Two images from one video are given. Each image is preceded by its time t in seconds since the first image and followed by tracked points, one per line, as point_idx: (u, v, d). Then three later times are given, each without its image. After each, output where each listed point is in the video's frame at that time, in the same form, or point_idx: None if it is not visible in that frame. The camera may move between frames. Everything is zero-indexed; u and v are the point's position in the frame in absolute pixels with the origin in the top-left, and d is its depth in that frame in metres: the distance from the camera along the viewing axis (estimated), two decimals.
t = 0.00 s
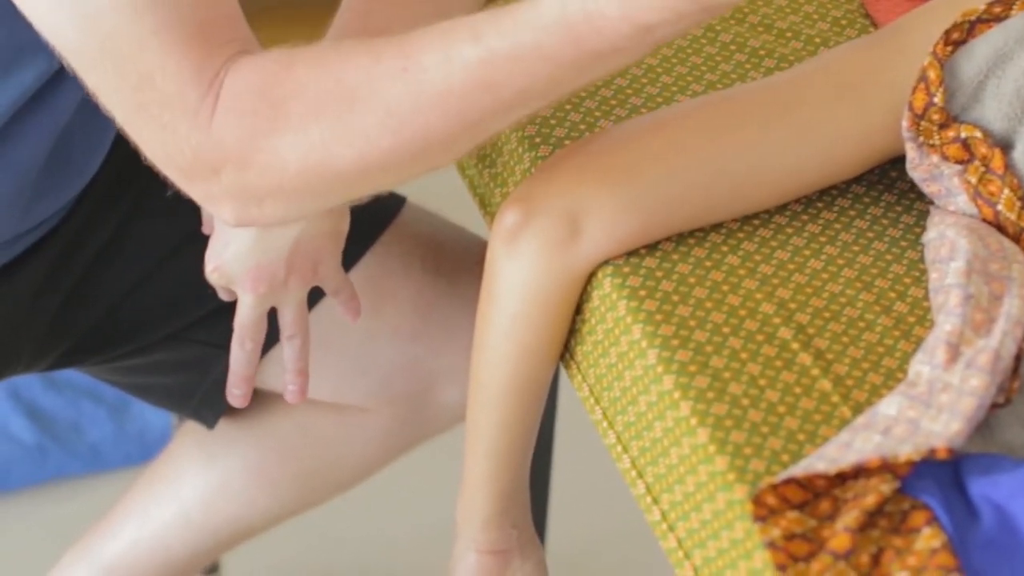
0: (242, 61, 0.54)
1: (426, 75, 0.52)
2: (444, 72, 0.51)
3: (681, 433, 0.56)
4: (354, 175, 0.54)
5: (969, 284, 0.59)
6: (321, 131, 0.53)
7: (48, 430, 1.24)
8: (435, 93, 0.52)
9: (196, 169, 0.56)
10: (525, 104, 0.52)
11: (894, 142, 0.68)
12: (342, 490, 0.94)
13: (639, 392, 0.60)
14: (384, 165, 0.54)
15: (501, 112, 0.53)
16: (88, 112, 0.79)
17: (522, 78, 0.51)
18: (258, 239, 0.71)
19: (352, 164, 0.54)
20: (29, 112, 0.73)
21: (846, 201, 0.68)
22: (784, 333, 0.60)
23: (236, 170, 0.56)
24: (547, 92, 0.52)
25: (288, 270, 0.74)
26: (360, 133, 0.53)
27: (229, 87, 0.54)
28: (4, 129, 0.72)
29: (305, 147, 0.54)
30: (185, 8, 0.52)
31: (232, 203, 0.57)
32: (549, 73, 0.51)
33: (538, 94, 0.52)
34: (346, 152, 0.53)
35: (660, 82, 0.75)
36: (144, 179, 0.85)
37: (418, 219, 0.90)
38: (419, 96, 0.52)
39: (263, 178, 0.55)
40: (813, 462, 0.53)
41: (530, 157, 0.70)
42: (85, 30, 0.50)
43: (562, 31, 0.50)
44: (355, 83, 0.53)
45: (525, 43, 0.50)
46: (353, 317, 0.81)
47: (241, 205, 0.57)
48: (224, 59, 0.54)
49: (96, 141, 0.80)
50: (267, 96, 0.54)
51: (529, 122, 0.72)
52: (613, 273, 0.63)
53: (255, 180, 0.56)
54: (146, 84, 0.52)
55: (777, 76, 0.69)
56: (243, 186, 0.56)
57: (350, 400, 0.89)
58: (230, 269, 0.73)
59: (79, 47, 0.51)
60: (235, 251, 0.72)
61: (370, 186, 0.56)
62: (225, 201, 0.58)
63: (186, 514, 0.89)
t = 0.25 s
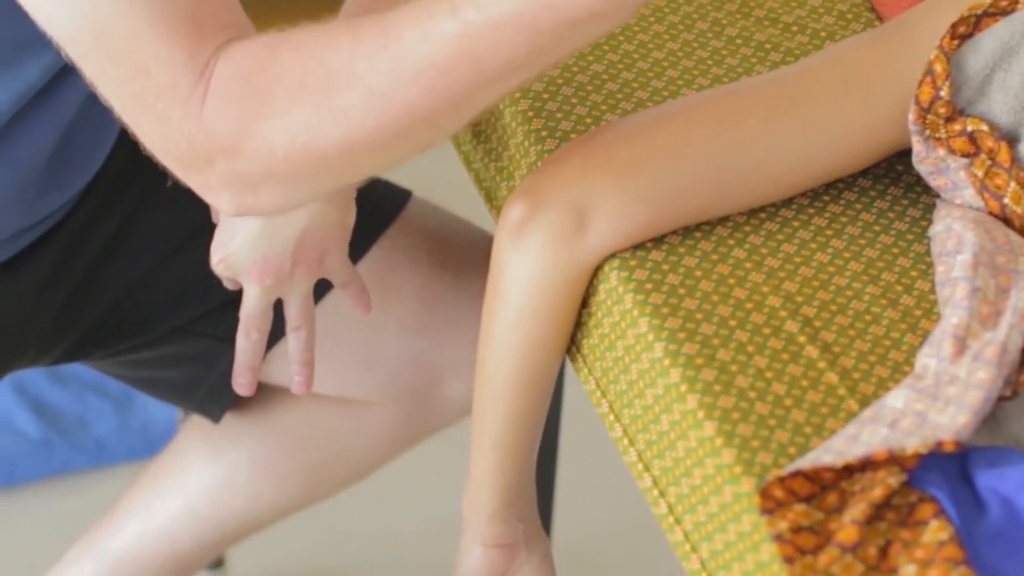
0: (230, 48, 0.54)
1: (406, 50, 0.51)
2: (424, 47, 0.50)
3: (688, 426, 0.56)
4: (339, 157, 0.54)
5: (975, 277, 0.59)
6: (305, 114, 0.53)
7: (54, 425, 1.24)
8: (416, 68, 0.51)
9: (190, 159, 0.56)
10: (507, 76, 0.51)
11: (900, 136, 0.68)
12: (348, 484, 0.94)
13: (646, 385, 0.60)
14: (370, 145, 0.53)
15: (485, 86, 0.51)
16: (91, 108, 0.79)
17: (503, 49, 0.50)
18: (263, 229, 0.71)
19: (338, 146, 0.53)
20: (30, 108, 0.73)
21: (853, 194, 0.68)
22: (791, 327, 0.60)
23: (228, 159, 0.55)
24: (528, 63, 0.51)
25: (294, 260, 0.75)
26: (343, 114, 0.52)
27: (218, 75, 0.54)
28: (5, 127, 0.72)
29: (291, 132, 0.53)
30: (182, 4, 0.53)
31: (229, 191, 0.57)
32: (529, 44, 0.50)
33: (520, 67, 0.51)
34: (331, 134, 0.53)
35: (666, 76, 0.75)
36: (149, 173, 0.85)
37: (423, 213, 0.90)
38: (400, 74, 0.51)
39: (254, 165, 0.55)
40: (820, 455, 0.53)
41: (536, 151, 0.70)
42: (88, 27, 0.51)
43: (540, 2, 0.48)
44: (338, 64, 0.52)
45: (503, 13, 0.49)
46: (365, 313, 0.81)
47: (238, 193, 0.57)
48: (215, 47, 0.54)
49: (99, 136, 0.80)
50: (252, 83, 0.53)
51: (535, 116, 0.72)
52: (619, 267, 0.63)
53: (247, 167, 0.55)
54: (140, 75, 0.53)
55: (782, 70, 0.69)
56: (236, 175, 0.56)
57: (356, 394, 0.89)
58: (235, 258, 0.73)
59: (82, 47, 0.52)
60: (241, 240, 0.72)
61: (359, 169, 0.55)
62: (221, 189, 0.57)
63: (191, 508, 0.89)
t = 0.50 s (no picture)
0: (218, 55, 0.54)
1: (396, 73, 0.51)
2: (414, 71, 0.51)
3: (695, 417, 0.57)
4: (323, 172, 0.54)
5: (982, 268, 0.59)
6: (292, 129, 0.53)
7: (57, 418, 1.24)
8: (406, 94, 0.51)
9: (174, 161, 0.56)
10: (495, 107, 0.52)
11: (906, 127, 0.68)
12: (353, 477, 0.94)
13: (652, 376, 0.60)
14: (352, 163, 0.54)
15: (475, 114, 0.52)
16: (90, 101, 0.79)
17: (493, 81, 0.51)
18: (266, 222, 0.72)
19: (324, 162, 0.54)
20: (30, 99, 0.72)
21: (858, 186, 0.68)
22: (797, 318, 0.60)
23: (211, 164, 0.56)
24: (518, 92, 0.52)
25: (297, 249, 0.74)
26: (330, 134, 0.53)
27: (205, 81, 0.53)
28: (5, 118, 0.71)
29: (275, 146, 0.54)
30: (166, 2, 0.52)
31: (212, 195, 0.57)
32: (521, 73, 0.51)
33: (511, 95, 0.52)
34: (315, 151, 0.53)
35: (671, 68, 0.75)
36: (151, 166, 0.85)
37: (428, 206, 0.90)
38: (389, 97, 0.52)
39: (239, 172, 0.55)
40: (827, 446, 0.53)
41: (542, 143, 0.70)
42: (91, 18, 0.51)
43: (534, 34, 0.50)
44: (327, 80, 0.53)
45: (497, 44, 0.50)
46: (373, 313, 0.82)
47: (221, 197, 0.57)
48: (202, 53, 0.54)
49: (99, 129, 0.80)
50: (238, 92, 0.54)
51: (540, 108, 0.72)
52: (625, 259, 0.63)
53: (232, 174, 0.56)
54: (124, 74, 0.52)
55: (788, 62, 0.69)
56: (220, 179, 0.56)
57: (361, 386, 0.89)
58: (238, 250, 0.73)
59: (72, 40, 0.51)
60: (243, 232, 0.72)
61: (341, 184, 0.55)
62: (205, 192, 0.57)
63: (195, 502, 0.89)
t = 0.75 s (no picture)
0: (212, 44, 0.54)
1: (387, 54, 0.51)
2: (403, 51, 0.51)
3: (701, 407, 0.57)
4: (323, 158, 0.54)
5: (987, 258, 0.59)
6: (284, 112, 0.53)
7: (59, 411, 1.24)
8: (396, 73, 0.51)
9: (173, 152, 0.56)
10: (484, 83, 0.51)
11: (910, 117, 0.68)
12: (357, 469, 0.94)
13: (657, 366, 0.60)
14: (350, 144, 0.53)
15: (463, 92, 0.52)
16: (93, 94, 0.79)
17: (481, 57, 0.50)
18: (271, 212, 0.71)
19: (321, 145, 0.53)
20: (30, 95, 0.72)
21: (863, 176, 0.68)
22: (803, 308, 0.60)
23: (208, 154, 0.56)
24: (505, 70, 0.51)
25: (301, 240, 0.74)
26: (323, 118, 0.52)
27: (201, 71, 0.53)
28: (5, 113, 0.71)
29: (269, 133, 0.53)
30: None
31: (211, 184, 0.57)
32: (507, 50, 0.50)
33: (499, 73, 0.51)
34: (310, 135, 0.53)
35: (675, 59, 0.74)
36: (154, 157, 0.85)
37: (431, 197, 0.90)
38: (380, 78, 0.51)
39: (235, 161, 0.55)
40: (833, 436, 0.53)
41: (546, 134, 0.70)
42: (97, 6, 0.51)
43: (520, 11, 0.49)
44: (318, 65, 0.52)
45: (482, 20, 0.49)
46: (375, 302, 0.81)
47: (220, 185, 0.57)
48: (197, 44, 0.54)
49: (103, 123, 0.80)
50: (231, 81, 0.53)
51: (544, 99, 0.72)
52: (630, 249, 0.63)
53: (228, 164, 0.56)
54: (123, 67, 0.53)
55: (792, 52, 0.69)
56: (218, 169, 0.56)
57: (364, 378, 0.89)
58: (243, 241, 0.73)
59: (73, 32, 0.51)
60: (248, 223, 0.72)
61: (340, 166, 0.55)
62: (206, 182, 0.58)
63: (198, 494, 0.88)
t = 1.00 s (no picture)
0: (223, 41, 0.54)
1: (395, 55, 0.51)
2: (411, 52, 0.50)
3: (705, 396, 0.57)
4: (326, 157, 0.54)
5: (991, 246, 0.59)
6: (289, 112, 0.53)
7: (59, 404, 1.24)
8: (404, 74, 0.51)
9: (175, 152, 0.56)
10: (492, 86, 0.51)
11: (913, 106, 0.68)
12: (358, 459, 0.94)
13: (661, 355, 0.60)
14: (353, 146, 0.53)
15: (470, 96, 0.52)
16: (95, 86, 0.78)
17: (490, 61, 0.50)
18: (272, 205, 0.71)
19: (324, 145, 0.53)
20: (30, 88, 0.72)
21: (865, 164, 0.68)
22: (806, 297, 0.60)
23: (212, 154, 0.55)
24: (514, 75, 0.51)
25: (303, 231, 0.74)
26: (328, 117, 0.52)
27: (204, 72, 0.53)
28: (6, 106, 0.71)
29: (273, 131, 0.53)
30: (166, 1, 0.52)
31: (215, 182, 0.57)
32: (516, 55, 0.50)
33: (508, 77, 0.51)
34: (315, 134, 0.53)
35: (677, 48, 0.74)
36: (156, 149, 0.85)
37: (432, 188, 0.90)
38: (387, 80, 0.51)
39: (239, 160, 0.55)
40: (838, 424, 0.53)
41: (548, 124, 0.70)
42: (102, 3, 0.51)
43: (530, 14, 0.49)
44: (326, 65, 0.52)
45: (494, 25, 0.49)
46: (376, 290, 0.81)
47: (224, 185, 0.57)
48: (201, 45, 0.54)
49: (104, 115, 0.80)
50: (237, 78, 0.53)
51: (546, 89, 0.72)
52: (633, 239, 0.63)
53: (232, 162, 0.56)
54: (128, 63, 0.52)
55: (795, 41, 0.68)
56: (222, 170, 0.56)
57: (365, 369, 0.89)
58: (246, 234, 0.73)
59: (77, 31, 0.52)
60: (250, 216, 0.72)
61: (343, 167, 0.55)
62: (210, 175, 0.57)
63: (199, 486, 0.88)
